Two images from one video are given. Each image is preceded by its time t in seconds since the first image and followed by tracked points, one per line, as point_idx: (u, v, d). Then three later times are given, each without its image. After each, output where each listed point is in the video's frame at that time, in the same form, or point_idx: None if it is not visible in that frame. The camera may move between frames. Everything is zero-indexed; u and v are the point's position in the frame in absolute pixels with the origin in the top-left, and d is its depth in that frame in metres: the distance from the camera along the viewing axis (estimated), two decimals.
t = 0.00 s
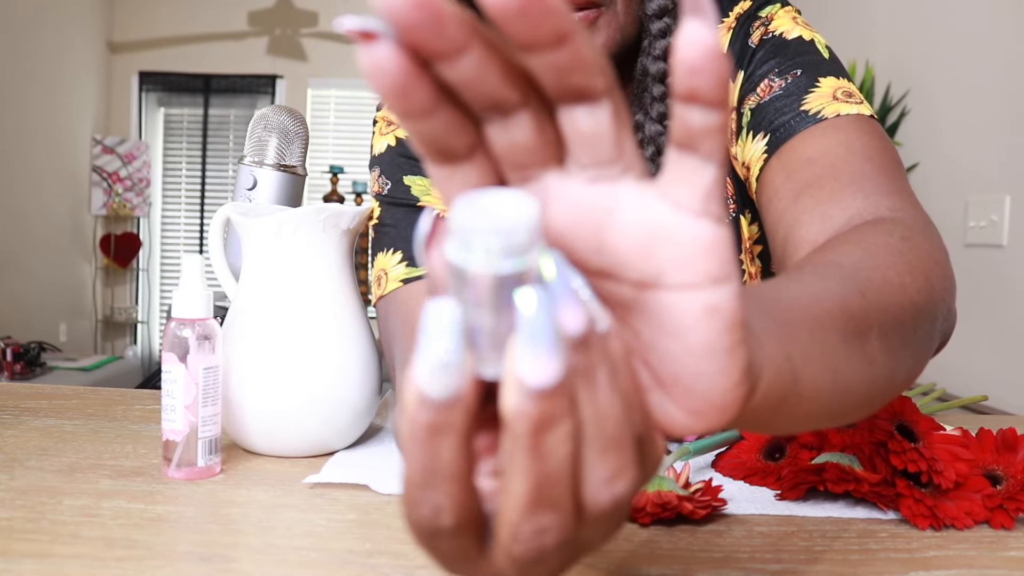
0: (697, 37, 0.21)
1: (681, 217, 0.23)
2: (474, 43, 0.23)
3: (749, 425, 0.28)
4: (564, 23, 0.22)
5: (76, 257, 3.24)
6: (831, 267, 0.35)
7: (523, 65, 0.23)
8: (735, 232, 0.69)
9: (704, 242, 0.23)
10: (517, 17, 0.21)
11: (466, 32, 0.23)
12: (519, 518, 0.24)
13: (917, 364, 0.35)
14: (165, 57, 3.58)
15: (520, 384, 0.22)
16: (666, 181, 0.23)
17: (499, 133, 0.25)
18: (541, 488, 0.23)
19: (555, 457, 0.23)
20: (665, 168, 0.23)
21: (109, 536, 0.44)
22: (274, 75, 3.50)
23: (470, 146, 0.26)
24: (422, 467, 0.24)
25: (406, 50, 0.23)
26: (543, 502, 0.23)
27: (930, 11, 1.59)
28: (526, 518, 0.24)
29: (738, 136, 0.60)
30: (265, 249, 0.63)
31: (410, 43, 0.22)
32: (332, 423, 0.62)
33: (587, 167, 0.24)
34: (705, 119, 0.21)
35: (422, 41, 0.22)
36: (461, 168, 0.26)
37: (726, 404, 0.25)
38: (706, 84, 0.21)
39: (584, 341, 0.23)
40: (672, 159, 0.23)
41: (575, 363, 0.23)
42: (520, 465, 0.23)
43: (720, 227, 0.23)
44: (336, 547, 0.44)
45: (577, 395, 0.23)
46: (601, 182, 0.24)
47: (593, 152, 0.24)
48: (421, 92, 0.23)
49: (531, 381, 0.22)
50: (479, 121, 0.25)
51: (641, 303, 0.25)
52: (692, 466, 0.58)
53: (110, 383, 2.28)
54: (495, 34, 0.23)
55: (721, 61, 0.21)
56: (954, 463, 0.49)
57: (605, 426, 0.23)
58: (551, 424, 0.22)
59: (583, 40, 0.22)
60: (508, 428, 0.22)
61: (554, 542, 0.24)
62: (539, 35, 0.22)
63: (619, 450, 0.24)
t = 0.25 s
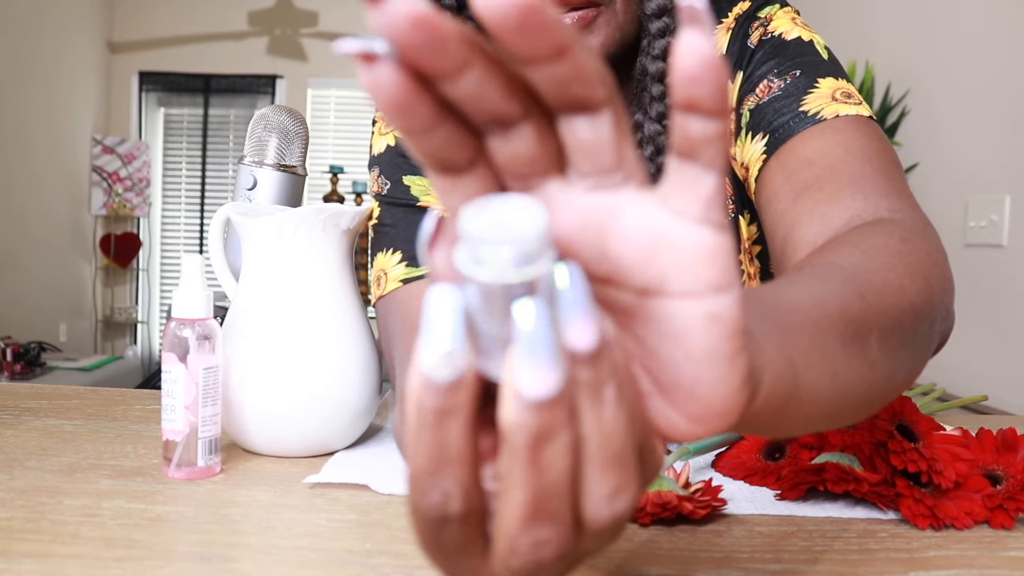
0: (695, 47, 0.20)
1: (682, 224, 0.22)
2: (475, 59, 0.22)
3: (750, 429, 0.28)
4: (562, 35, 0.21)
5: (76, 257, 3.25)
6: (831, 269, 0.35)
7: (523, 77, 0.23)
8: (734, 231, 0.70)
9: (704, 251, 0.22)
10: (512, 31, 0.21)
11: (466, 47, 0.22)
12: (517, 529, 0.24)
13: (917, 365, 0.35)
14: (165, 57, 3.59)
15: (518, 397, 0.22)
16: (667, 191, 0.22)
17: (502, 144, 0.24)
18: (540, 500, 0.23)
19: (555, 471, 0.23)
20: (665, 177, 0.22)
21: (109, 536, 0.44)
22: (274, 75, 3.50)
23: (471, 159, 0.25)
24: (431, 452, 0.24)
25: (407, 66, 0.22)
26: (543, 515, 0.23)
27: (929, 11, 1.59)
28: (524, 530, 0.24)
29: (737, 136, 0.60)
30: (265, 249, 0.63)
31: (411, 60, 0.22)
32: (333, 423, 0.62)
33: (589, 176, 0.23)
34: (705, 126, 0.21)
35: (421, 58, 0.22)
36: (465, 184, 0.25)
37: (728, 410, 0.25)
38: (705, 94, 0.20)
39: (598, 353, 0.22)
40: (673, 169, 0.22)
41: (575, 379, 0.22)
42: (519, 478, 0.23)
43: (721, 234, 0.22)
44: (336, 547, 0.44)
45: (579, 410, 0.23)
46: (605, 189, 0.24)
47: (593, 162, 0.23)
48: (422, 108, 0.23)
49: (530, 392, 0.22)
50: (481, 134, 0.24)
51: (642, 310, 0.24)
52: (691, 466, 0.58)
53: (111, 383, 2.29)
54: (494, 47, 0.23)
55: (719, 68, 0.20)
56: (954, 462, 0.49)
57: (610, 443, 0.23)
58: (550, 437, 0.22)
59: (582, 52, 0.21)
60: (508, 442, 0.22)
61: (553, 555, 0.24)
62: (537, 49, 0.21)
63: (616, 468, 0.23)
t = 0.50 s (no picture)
0: (675, 49, 0.20)
1: (684, 234, 0.22)
2: (472, 83, 0.23)
3: (751, 433, 0.28)
4: (552, 49, 0.21)
5: (76, 257, 3.25)
6: (831, 271, 0.35)
7: (519, 94, 0.23)
8: (733, 231, 0.70)
9: (706, 258, 0.22)
10: (502, 46, 0.21)
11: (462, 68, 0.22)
12: (525, 546, 0.24)
13: (918, 366, 0.35)
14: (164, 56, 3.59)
15: (522, 405, 0.22)
16: (667, 199, 0.22)
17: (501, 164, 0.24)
18: (547, 516, 0.23)
19: (560, 485, 0.23)
20: (662, 187, 0.22)
21: (109, 536, 0.44)
22: (274, 75, 3.50)
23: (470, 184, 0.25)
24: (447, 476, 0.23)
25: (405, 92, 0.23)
26: (549, 530, 0.24)
27: (929, 11, 1.59)
28: (532, 547, 0.24)
29: (736, 137, 0.60)
30: (264, 249, 0.63)
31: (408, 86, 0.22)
32: (333, 423, 0.63)
33: (588, 192, 0.23)
34: (694, 133, 0.20)
35: (419, 83, 0.22)
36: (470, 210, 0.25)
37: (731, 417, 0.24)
38: (688, 97, 0.20)
39: (596, 352, 0.22)
40: (667, 178, 0.22)
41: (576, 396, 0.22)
42: (527, 493, 0.23)
43: (724, 241, 0.22)
44: (336, 547, 0.44)
45: (578, 414, 0.23)
46: (603, 200, 0.23)
47: (591, 177, 0.23)
48: (422, 135, 0.24)
49: (535, 404, 0.21)
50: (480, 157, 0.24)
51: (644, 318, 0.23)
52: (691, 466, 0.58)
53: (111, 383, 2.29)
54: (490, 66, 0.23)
55: (702, 71, 0.20)
56: (953, 463, 0.49)
57: (601, 441, 0.23)
58: (555, 453, 0.22)
59: (574, 66, 0.22)
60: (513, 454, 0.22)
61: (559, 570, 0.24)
62: (529, 63, 0.21)
63: (612, 463, 0.24)
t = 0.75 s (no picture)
0: (688, 38, 0.20)
1: (687, 222, 0.22)
2: (504, 33, 0.23)
3: (753, 426, 0.28)
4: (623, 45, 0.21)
5: (76, 257, 3.25)
6: (833, 270, 0.35)
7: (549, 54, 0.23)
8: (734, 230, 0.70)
9: (712, 244, 0.22)
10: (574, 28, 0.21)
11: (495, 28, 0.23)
12: (533, 533, 0.22)
13: (920, 364, 0.35)
14: (165, 56, 3.59)
15: (531, 400, 0.21)
16: (676, 187, 0.22)
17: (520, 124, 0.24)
18: (552, 510, 0.22)
19: (568, 474, 0.22)
20: (671, 175, 0.22)
21: (110, 536, 0.44)
22: (274, 75, 3.50)
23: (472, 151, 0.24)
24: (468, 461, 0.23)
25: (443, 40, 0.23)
26: (556, 524, 0.22)
27: (929, 11, 1.59)
28: (543, 533, 0.22)
29: (737, 137, 0.60)
30: (265, 249, 0.63)
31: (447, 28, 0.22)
32: (333, 422, 0.63)
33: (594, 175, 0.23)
34: (706, 125, 0.21)
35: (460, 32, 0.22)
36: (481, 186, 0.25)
37: (735, 402, 0.24)
38: (699, 87, 0.20)
39: (604, 325, 0.22)
40: (676, 169, 0.22)
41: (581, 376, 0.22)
42: (533, 487, 0.22)
43: (726, 228, 0.22)
44: (336, 547, 0.44)
45: (587, 391, 0.22)
46: (614, 183, 0.23)
47: (612, 167, 0.23)
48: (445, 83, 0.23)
49: (539, 394, 0.21)
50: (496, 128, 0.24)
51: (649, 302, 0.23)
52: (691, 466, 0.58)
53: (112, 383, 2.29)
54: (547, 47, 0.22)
55: (712, 63, 0.20)
56: (954, 463, 0.49)
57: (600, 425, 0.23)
58: (563, 441, 0.22)
59: (640, 66, 0.21)
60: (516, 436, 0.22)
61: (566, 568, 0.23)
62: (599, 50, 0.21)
63: (625, 435, 0.23)
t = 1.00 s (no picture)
0: (761, 94, 0.19)
1: (732, 277, 0.21)
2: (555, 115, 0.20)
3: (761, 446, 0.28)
4: (651, 91, 0.20)
5: (76, 257, 3.25)
6: (836, 280, 0.34)
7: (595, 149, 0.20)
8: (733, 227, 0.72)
9: (751, 298, 0.22)
10: (603, 74, 0.19)
11: (564, 149, 0.20)
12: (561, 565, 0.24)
13: (918, 373, 0.35)
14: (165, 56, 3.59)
15: (580, 441, 0.21)
16: (716, 238, 0.21)
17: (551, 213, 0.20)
18: (587, 546, 0.23)
19: (605, 514, 0.23)
20: (714, 227, 0.21)
21: (109, 535, 0.44)
22: (274, 75, 3.50)
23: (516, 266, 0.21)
24: (494, 501, 0.23)
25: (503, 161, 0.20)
26: (585, 556, 0.23)
27: (929, 11, 1.59)
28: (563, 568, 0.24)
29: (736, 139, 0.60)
30: (265, 249, 0.63)
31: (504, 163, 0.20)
32: (333, 422, 0.63)
33: (628, 255, 0.22)
34: (768, 179, 0.20)
35: (525, 159, 0.19)
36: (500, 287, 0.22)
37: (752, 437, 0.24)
38: (769, 141, 0.19)
39: (647, 395, 0.22)
40: (718, 220, 0.21)
41: (623, 439, 0.22)
42: (566, 521, 0.23)
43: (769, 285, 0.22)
44: (336, 547, 0.44)
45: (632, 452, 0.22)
46: (653, 249, 0.22)
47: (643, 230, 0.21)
48: (507, 213, 0.20)
49: (591, 440, 0.21)
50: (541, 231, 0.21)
51: (679, 347, 0.23)
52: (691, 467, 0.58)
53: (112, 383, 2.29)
54: (576, 102, 0.21)
55: (784, 116, 0.19)
56: (953, 462, 0.49)
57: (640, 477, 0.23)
58: (606, 482, 0.22)
59: (663, 119, 0.20)
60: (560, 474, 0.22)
61: None
62: (625, 103, 0.19)
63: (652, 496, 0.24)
